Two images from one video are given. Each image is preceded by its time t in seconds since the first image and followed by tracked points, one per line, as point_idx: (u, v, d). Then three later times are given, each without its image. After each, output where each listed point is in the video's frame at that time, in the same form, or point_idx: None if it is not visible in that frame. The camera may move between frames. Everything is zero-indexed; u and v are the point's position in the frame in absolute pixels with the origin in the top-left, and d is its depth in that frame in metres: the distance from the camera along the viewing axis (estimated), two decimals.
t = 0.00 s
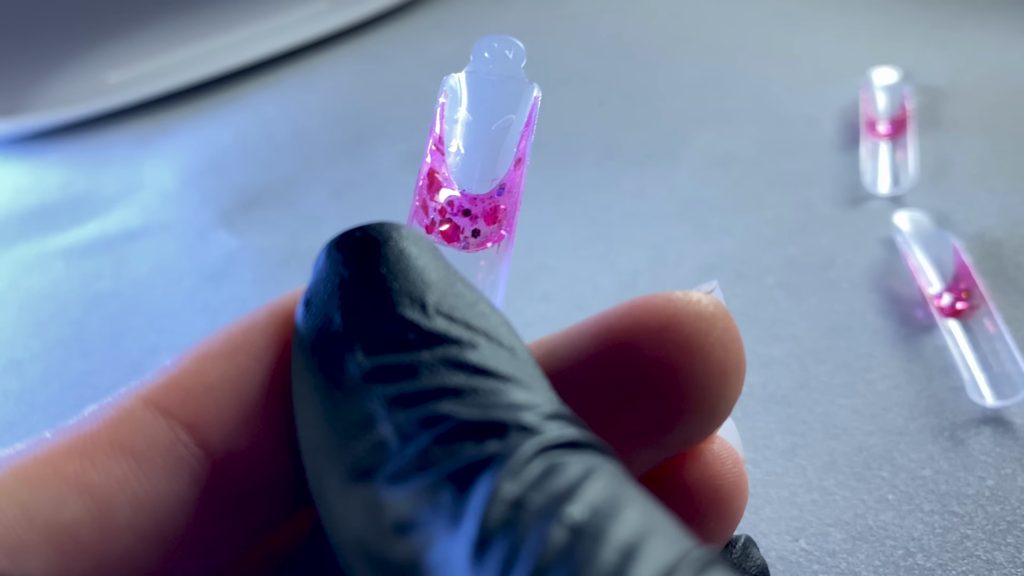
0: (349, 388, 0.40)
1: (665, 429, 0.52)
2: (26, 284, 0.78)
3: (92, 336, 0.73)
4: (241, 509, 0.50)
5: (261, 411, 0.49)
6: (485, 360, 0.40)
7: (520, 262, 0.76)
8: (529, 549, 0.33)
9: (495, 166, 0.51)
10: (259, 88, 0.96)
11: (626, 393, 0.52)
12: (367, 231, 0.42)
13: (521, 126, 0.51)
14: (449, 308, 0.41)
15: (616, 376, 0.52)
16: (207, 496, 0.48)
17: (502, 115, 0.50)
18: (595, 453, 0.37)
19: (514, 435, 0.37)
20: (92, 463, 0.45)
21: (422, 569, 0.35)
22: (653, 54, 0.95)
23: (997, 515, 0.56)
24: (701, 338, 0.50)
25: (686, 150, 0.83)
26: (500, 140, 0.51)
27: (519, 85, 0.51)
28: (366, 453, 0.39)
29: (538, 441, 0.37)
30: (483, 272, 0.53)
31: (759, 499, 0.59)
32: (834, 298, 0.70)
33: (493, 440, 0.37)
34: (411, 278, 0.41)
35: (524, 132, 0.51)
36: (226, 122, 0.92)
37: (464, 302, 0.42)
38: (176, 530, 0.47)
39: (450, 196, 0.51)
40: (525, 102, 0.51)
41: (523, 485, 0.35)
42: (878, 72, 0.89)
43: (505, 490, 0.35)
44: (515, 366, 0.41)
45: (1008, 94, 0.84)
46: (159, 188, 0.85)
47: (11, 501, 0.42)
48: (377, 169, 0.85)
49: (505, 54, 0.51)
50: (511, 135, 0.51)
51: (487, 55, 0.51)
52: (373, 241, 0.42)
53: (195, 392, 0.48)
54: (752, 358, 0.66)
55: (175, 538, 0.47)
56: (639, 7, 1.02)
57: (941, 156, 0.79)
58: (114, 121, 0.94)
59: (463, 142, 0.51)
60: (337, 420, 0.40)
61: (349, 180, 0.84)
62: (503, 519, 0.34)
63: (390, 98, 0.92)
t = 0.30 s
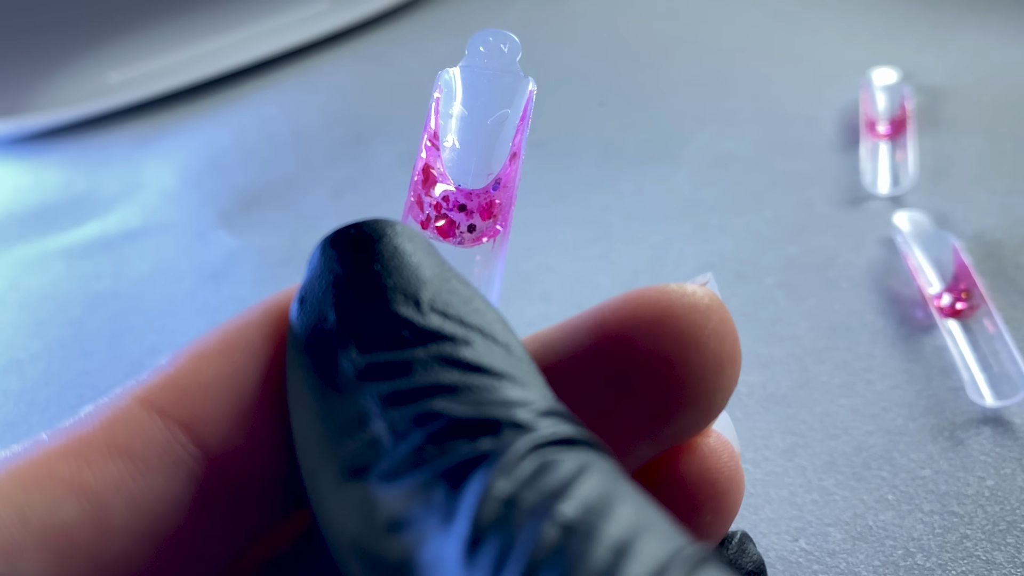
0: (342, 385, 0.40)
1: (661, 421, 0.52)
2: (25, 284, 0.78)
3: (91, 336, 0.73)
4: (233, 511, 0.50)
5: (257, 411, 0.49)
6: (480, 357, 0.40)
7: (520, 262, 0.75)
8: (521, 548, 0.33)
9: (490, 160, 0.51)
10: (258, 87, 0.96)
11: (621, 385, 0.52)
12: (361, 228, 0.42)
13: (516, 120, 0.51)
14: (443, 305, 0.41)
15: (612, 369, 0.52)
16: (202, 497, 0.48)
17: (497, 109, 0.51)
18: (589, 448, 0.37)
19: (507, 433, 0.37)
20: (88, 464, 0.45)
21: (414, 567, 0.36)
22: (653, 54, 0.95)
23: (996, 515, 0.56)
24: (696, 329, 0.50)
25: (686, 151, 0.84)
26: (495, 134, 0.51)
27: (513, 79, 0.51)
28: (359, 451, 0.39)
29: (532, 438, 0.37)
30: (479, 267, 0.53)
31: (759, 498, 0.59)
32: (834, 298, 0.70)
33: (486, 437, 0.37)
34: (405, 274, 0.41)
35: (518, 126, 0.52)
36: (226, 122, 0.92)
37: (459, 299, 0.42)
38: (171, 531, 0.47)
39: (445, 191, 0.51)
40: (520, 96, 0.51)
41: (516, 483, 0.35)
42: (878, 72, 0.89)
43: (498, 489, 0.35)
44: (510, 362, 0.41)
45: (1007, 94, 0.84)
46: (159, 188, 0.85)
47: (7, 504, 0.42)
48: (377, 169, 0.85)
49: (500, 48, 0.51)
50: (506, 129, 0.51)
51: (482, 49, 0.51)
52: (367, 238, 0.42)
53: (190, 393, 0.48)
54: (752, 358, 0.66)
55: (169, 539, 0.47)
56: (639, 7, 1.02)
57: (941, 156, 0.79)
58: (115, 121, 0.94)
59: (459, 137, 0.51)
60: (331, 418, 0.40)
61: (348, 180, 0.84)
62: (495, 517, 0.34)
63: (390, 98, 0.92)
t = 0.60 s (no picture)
0: (341, 389, 0.40)
1: (659, 423, 0.52)
2: (25, 284, 0.78)
3: (91, 337, 0.73)
4: (229, 514, 0.50)
5: (254, 414, 0.49)
6: (478, 360, 0.40)
7: (520, 263, 0.75)
8: (518, 553, 0.33)
9: (489, 163, 0.51)
10: (259, 87, 0.96)
11: (619, 389, 0.52)
12: (360, 231, 0.42)
13: (515, 123, 0.51)
14: (442, 308, 0.41)
15: (610, 372, 0.52)
16: (198, 500, 0.48)
17: (497, 111, 0.51)
18: (587, 453, 0.37)
19: (505, 437, 0.37)
20: (85, 467, 0.45)
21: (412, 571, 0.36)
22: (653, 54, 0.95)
23: (996, 514, 0.56)
24: (695, 333, 0.50)
25: (686, 151, 0.84)
26: (494, 137, 0.51)
27: (513, 81, 0.51)
28: (358, 455, 0.39)
29: (530, 442, 0.36)
30: (477, 270, 0.53)
31: (759, 498, 0.59)
32: (834, 298, 0.70)
33: (484, 441, 0.37)
34: (403, 278, 0.41)
35: (518, 129, 0.52)
36: (226, 122, 0.92)
37: (458, 302, 0.42)
38: (169, 533, 0.47)
39: (444, 193, 0.51)
40: (519, 99, 0.51)
41: (514, 488, 0.35)
42: (878, 72, 0.89)
43: (495, 493, 0.35)
44: (510, 365, 0.40)
45: (1007, 93, 0.84)
46: (159, 188, 0.85)
47: (4, 508, 0.42)
48: (377, 169, 0.85)
49: (500, 50, 0.51)
50: (505, 132, 0.51)
51: (481, 52, 0.51)
52: (366, 241, 0.42)
53: (188, 397, 0.48)
54: (752, 358, 0.66)
55: (166, 541, 0.47)
56: (639, 7, 1.02)
57: (941, 156, 0.79)
58: (115, 121, 0.94)
59: (458, 139, 0.51)
60: (330, 421, 0.40)
61: (348, 180, 0.84)
62: (493, 522, 0.34)
63: (390, 98, 0.92)
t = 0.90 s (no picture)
0: (341, 387, 0.40)
1: (659, 422, 0.52)
2: (26, 284, 0.78)
3: (91, 337, 0.73)
4: (229, 512, 0.50)
5: (255, 414, 0.49)
6: (478, 359, 0.40)
7: (520, 263, 0.75)
8: (519, 547, 0.33)
9: (489, 165, 0.51)
10: (259, 87, 0.96)
11: (619, 388, 0.52)
12: (361, 230, 0.42)
13: (515, 125, 0.51)
14: (442, 307, 0.41)
15: (609, 372, 0.52)
16: (199, 498, 0.48)
17: (496, 113, 0.51)
18: (587, 449, 0.37)
19: (505, 434, 0.37)
20: (88, 465, 0.45)
21: (412, 567, 0.36)
22: (653, 54, 0.95)
23: (996, 515, 0.56)
24: (693, 332, 0.50)
25: (686, 151, 0.84)
26: (494, 138, 0.51)
27: (513, 84, 0.51)
28: (357, 452, 0.39)
29: (530, 439, 0.37)
30: (476, 271, 0.53)
31: (759, 498, 0.59)
32: (834, 298, 0.70)
33: (484, 438, 0.37)
34: (404, 277, 0.41)
35: (517, 131, 0.52)
36: (227, 122, 0.92)
37: (458, 301, 0.42)
38: (171, 531, 0.47)
39: (444, 194, 0.51)
40: (519, 101, 0.51)
41: (514, 483, 0.35)
42: (878, 73, 0.89)
43: (496, 489, 0.35)
44: (509, 364, 0.41)
45: (1007, 93, 0.84)
46: (159, 188, 0.85)
47: (7, 504, 0.42)
48: (377, 169, 0.85)
49: (499, 53, 0.51)
50: (505, 133, 0.51)
51: (481, 54, 0.51)
52: (367, 240, 0.42)
53: (190, 396, 0.48)
54: (752, 358, 0.66)
55: (168, 539, 0.47)
56: (640, 7, 1.02)
57: (940, 156, 0.79)
58: (115, 121, 0.94)
59: (458, 141, 0.51)
60: (330, 419, 0.40)
61: (348, 180, 0.84)
62: (493, 517, 0.34)
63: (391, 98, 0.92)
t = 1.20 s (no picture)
0: (330, 388, 0.40)
1: (652, 420, 0.52)
2: (25, 284, 0.78)
3: (91, 337, 0.73)
4: (225, 512, 0.50)
5: (250, 413, 0.49)
6: (467, 359, 0.40)
7: (520, 263, 0.76)
8: (502, 543, 0.33)
9: (481, 167, 0.51)
10: (258, 87, 0.96)
11: (610, 386, 0.52)
12: (351, 232, 0.42)
13: (507, 126, 0.51)
14: (431, 307, 0.41)
15: (600, 370, 0.52)
16: (191, 499, 0.48)
17: (488, 115, 0.51)
18: (572, 445, 0.37)
19: (491, 432, 0.37)
20: (82, 468, 0.45)
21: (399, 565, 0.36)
22: (653, 54, 0.95)
23: (996, 514, 0.56)
24: (683, 329, 0.51)
25: (686, 151, 0.84)
26: (485, 140, 0.51)
27: (504, 85, 0.51)
28: (346, 452, 0.39)
29: (516, 438, 0.37)
30: (468, 272, 0.53)
31: (759, 498, 0.59)
32: (834, 298, 0.70)
33: (471, 437, 0.37)
34: (394, 278, 0.41)
35: (510, 132, 0.52)
36: (225, 123, 0.92)
37: (448, 301, 0.42)
38: (164, 532, 0.47)
39: (436, 196, 0.51)
40: (510, 103, 0.51)
41: (498, 480, 0.35)
42: (878, 73, 0.89)
43: (481, 487, 0.35)
44: (498, 364, 0.41)
45: (1007, 93, 0.84)
46: (158, 188, 0.85)
47: (2, 507, 0.42)
48: (377, 169, 0.85)
49: (491, 55, 0.51)
50: (497, 135, 0.51)
51: (473, 56, 0.51)
52: (357, 242, 0.42)
53: (184, 397, 0.48)
54: (752, 358, 0.66)
55: (162, 540, 0.47)
56: (640, 7, 1.02)
57: (940, 156, 0.79)
58: (115, 121, 0.94)
59: (450, 143, 0.51)
60: (320, 420, 0.40)
61: (348, 180, 0.84)
62: (478, 514, 0.34)
63: (391, 98, 0.92)
